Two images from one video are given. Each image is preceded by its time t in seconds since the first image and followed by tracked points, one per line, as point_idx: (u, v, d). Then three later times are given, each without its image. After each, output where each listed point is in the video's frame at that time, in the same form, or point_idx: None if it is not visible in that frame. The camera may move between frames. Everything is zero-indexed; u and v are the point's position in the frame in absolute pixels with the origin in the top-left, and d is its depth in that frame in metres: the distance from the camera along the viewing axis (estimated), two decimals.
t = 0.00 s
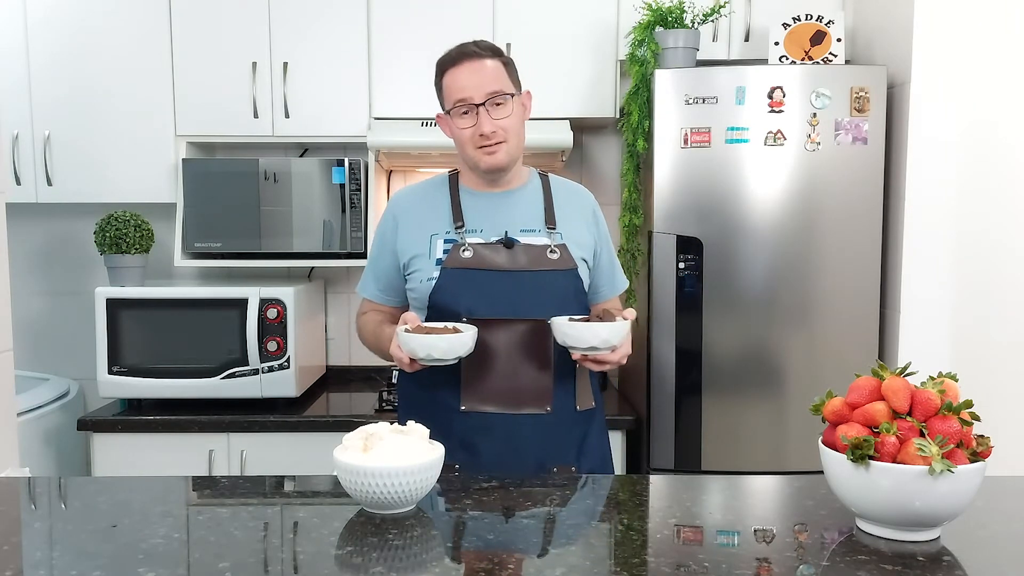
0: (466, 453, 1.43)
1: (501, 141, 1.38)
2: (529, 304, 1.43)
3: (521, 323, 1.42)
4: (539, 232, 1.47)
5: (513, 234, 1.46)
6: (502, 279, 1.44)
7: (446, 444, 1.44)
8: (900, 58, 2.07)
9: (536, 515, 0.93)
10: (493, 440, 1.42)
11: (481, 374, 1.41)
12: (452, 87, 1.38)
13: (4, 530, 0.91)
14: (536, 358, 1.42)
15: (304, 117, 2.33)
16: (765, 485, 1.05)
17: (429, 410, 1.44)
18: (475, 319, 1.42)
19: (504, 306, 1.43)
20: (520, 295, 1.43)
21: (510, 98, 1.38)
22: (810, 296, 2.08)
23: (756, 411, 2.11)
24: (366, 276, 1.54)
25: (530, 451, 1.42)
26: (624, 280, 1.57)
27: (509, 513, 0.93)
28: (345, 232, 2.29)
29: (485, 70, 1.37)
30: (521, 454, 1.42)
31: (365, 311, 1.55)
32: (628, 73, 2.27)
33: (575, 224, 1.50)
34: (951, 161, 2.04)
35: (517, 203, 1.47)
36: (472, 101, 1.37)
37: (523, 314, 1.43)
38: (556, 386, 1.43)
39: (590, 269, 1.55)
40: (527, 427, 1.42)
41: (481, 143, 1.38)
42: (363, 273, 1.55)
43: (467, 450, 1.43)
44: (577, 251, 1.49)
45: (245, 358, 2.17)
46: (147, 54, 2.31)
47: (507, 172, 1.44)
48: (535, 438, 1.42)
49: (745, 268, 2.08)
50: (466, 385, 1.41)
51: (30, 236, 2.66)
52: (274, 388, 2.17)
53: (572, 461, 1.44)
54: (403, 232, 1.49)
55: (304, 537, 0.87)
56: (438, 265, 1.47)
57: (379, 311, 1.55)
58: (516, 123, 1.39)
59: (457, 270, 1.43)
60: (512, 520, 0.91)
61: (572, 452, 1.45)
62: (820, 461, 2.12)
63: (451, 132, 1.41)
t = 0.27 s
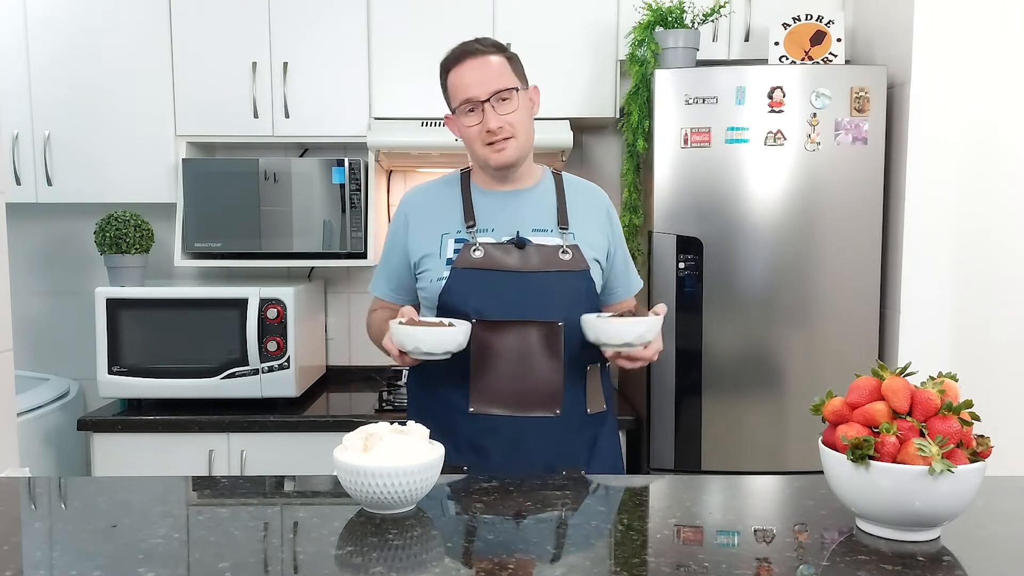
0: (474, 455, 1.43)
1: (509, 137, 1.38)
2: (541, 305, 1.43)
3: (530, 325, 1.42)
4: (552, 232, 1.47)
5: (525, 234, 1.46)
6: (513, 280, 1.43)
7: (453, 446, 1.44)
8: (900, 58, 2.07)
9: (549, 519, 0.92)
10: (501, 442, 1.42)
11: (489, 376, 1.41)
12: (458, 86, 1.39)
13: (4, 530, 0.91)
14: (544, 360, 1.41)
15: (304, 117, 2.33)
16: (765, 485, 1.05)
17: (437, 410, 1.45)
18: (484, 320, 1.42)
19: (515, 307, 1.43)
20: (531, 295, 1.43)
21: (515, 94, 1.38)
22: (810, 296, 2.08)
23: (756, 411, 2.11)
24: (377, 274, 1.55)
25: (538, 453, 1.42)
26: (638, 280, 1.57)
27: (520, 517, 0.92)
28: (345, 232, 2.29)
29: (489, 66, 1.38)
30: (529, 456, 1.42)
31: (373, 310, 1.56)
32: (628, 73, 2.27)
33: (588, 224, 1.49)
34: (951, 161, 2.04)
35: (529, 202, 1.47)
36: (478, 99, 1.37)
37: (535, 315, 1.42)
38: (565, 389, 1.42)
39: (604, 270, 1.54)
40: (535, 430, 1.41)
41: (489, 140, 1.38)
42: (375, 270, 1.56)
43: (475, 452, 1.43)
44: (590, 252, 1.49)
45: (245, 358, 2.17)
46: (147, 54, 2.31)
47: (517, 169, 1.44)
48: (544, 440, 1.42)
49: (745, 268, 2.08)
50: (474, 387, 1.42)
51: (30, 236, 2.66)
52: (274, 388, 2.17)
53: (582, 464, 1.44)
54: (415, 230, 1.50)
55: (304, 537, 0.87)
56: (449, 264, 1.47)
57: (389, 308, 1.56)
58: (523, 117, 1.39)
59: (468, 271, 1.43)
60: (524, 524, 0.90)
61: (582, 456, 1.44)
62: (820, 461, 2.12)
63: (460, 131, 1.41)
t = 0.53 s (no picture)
0: (485, 456, 1.41)
1: (521, 135, 1.38)
2: (549, 303, 1.42)
3: (538, 322, 1.42)
4: (560, 229, 1.47)
5: (532, 231, 1.46)
6: (521, 278, 1.43)
7: (462, 447, 1.43)
8: (900, 58, 2.07)
9: (558, 526, 0.90)
10: (511, 442, 1.41)
11: (498, 375, 1.41)
12: (473, 79, 1.39)
13: (4, 530, 0.91)
14: (553, 358, 1.41)
15: (304, 117, 2.33)
16: (766, 484, 1.06)
17: (445, 412, 1.44)
18: (491, 318, 1.42)
19: (523, 305, 1.43)
20: (539, 293, 1.43)
21: (530, 92, 1.38)
22: (810, 296, 2.08)
23: (756, 411, 2.11)
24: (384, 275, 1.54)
25: (549, 454, 1.41)
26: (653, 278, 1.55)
27: (527, 525, 0.90)
28: (345, 232, 2.29)
29: (506, 62, 1.38)
30: (539, 456, 1.41)
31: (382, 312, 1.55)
32: (629, 73, 2.27)
33: (597, 221, 1.49)
34: (951, 161, 2.04)
35: (536, 199, 1.47)
36: (492, 94, 1.37)
37: (543, 314, 1.42)
38: (575, 387, 1.42)
39: (615, 267, 1.53)
40: (545, 429, 1.40)
41: (501, 137, 1.38)
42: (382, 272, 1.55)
43: (485, 453, 1.41)
44: (599, 248, 1.48)
45: (245, 358, 2.17)
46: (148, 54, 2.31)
47: (526, 168, 1.44)
48: (555, 440, 1.40)
49: (745, 268, 2.08)
50: (483, 386, 1.41)
51: (30, 236, 2.66)
52: (274, 388, 2.17)
53: (595, 464, 1.42)
54: (422, 230, 1.50)
55: (304, 537, 0.87)
56: (456, 263, 1.47)
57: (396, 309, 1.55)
58: (537, 116, 1.39)
59: (475, 269, 1.43)
60: (529, 533, 0.87)
61: (595, 455, 1.42)
62: (821, 461, 2.12)
63: (472, 126, 1.41)
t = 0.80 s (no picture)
0: (490, 458, 1.41)
1: (529, 131, 1.38)
2: (552, 302, 1.42)
3: (541, 322, 1.42)
4: (563, 228, 1.47)
5: (535, 231, 1.46)
6: (524, 278, 1.43)
7: (466, 449, 1.43)
8: (900, 59, 2.08)
9: (563, 530, 0.88)
10: (516, 443, 1.40)
11: (501, 376, 1.41)
12: (486, 71, 1.39)
13: (3, 530, 0.91)
14: (557, 359, 1.41)
15: (304, 117, 2.33)
16: (765, 484, 1.06)
17: (449, 413, 1.44)
18: (494, 319, 1.42)
19: (525, 305, 1.42)
20: (542, 293, 1.43)
21: (542, 90, 1.39)
22: (810, 296, 2.08)
23: (756, 411, 2.11)
24: (388, 277, 1.55)
25: (553, 455, 1.41)
26: (660, 276, 1.54)
27: (529, 528, 0.89)
28: (345, 232, 2.29)
29: (521, 57, 1.38)
30: (544, 458, 1.41)
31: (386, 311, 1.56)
32: (629, 73, 2.27)
33: (601, 220, 1.49)
34: (951, 161, 2.04)
35: (540, 198, 1.47)
36: (505, 88, 1.37)
37: (546, 313, 1.42)
38: (580, 388, 1.41)
39: (621, 266, 1.53)
40: (550, 430, 1.40)
41: (509, 132, 1.38)
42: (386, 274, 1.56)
43: (489, 455, 1.41)
44: (603, 247, 1.48)
45: (245, 358, 2.17)
46: (148, 53, 2.31)
47: (531, 166, 1.44)
48: (560, 441, 1.40)
49: (745, 268, 2.08)
50: (486, 387, 1.41)
51: (31, 236, 2.66)
52: (274, 388, 2.17)
53: (602, 465, 1.41)
54: (425, 231, 1.50)
55: (304, 537, 0.87)
56: (458, 263, 1.47)
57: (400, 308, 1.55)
58: (547, 113, 1.39)
59: (477, 270, 1.43)
60: (532, 536, 0.87)
61: (602, 457, 1.42)
62: (821, 461, 2.12)
63: (479, 118, 1.41)
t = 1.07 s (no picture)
0: (488, 459, 1.41)
1: (532, 132, 1.38)
2: (551, 303, 1.42)
3: (539, 322, 1.42)
4: (563, 228, 1.47)
5: (535, 231, 1.46)
6: (523, 278, 1.43)
7: (463, 449, 1.42)
8: (900, 59, 2.08)
9: (562, 531, 0.88)
10: (514, 444, 1.40)
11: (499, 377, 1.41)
12: (491, 70, 1.38)
13: (3, 530, 0.91)
14: (555, 360, 1.41)
15: (304, 117, 2.33)
16: (765, 484, 1.06)
17: (447, 414, 1.44)
18: (492, 319, 1.42)
19: (524, 305, 1.42)
20: (541, 294, 1.43)
21: (547, 90, 1.38)
22: (810, 296, 2.08)
23: (756, 411, 2.11)
24: (389, 277, 1.55)
25: (551, 456, 1.41)
26: (657, 280, 1.56)
27: (529, 529, 0.89)
28: (345, 232, 2.29)
29: (526, 58, 1.38)
30: (542, 459, 1.41)
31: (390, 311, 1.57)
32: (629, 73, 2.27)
33: (602, 222, 1.49)
34: (951, 161, 2.04)
35: (541, 199, 1.47)
36: (509, 88, 1.37)
37: (545, 313, 1.42)
38: (577, 389, 1.41)
39: (620, 269, 1.53)
40: (548, 431, 1.40)
41: (512, 132, 1.38)
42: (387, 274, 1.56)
43: (487, 456, 1.41)
44: (603, 249, 1.48)
45: (245, 358, 2.17)
46: (148, 53, 2.31)
47: (534, 167, 1.44)
48: (558, 442, 1.40)
49: (745, 268, 2.08)
50: (484, 388, 1.41)
51: (31, 236, 2.66)
52: (274, 388, 2.17)
53: (601, 466, 1.41)
54: (424, 231, 1.50)
55: (304, 537, 0.87)
56: (457, 263, 1.46)
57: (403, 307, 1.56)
58: (550, 114, 1.39)
59: (477, 270, 1.43)
60: (531, 537, 0.86)
61: (600, 458, 1.42)
62: (821, 461, 2.12)
63: (482, 117, 1.41)
